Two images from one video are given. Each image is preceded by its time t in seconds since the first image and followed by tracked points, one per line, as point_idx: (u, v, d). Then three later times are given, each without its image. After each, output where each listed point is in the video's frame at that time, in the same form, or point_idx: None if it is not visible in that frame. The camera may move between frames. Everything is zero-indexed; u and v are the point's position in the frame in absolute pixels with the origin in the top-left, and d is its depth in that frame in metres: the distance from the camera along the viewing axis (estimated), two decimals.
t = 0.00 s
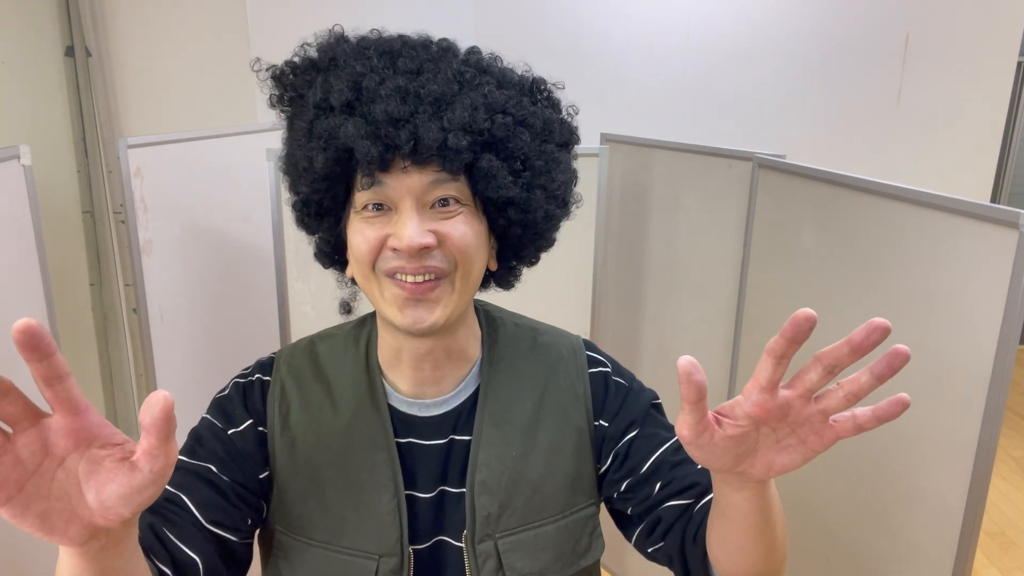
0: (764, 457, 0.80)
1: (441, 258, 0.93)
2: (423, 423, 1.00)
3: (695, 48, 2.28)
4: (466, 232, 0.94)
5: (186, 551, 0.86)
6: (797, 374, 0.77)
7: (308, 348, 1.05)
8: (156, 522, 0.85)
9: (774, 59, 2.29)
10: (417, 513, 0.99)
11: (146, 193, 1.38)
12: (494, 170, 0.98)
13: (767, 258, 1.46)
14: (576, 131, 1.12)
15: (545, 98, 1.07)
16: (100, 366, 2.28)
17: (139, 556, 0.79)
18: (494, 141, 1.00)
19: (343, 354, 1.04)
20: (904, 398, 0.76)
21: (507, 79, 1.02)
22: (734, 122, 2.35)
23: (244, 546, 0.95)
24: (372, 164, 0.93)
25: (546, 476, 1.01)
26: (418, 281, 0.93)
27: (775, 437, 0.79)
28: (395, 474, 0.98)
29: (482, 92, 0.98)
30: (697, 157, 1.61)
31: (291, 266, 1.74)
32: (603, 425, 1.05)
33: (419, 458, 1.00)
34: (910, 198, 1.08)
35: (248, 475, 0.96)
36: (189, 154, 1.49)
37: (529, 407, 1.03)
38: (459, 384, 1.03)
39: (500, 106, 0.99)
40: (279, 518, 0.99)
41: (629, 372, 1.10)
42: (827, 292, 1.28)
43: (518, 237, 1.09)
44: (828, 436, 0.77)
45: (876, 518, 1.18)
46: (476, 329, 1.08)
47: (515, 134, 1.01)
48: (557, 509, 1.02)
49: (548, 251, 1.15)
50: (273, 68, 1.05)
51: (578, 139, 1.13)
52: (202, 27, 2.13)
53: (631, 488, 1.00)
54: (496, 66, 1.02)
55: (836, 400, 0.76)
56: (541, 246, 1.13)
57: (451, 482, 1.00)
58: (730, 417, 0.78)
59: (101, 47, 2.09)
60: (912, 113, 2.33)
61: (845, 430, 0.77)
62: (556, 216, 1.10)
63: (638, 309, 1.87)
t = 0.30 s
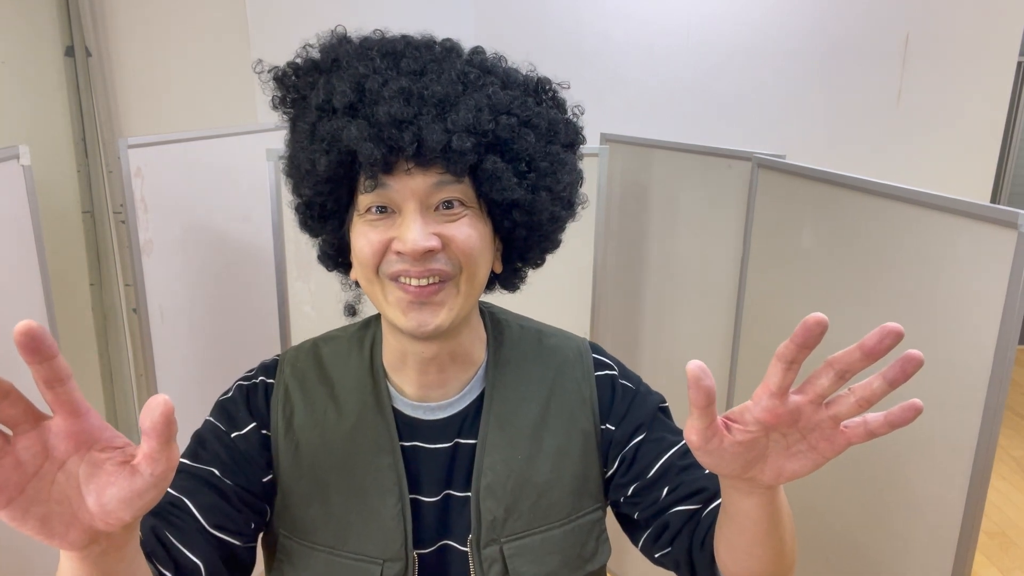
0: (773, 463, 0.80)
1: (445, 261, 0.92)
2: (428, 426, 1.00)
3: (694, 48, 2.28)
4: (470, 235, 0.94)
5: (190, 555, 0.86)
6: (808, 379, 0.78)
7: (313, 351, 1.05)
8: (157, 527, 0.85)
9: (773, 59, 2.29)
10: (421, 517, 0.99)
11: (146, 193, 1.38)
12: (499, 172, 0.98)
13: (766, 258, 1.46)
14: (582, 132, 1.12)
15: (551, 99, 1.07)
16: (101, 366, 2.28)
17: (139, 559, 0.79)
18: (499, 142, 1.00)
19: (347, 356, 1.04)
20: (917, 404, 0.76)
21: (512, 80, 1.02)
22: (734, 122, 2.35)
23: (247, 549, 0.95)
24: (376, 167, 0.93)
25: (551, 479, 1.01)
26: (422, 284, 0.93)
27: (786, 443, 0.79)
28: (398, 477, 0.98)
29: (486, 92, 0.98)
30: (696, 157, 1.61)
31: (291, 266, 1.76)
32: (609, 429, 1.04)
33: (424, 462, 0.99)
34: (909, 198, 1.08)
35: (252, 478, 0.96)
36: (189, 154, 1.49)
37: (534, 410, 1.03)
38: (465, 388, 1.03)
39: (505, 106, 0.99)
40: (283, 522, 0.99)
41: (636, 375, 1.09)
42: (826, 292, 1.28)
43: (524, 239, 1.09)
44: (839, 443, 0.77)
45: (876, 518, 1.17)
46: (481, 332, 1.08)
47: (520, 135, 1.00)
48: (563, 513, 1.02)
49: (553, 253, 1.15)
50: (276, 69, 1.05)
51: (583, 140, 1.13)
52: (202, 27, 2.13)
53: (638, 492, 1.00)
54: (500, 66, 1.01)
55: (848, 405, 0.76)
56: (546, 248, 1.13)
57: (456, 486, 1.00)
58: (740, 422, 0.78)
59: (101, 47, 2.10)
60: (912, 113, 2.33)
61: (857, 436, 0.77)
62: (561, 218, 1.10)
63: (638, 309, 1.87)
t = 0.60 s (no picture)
0: (785, 466, 0.80)
1: (448, 264, 0.92)
2: (432, 431, 0.99)
3: (696, 48, 2.27)
4: (474, 238, 0.93)
5: (191, 564, 0.87)
6: (821, 381, 0.77)
7: (315, 356, 1.05)
8: (160, 534, 0.86)
9: (773, 59, 2.29)
10: (426, 524, 0.98)
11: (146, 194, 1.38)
12: (503, 173, 0.97)
13: (767, 258, 1.46)
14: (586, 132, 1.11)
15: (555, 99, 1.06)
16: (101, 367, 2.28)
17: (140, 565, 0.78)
18: (503, 143, 0.99)
19: (350, 361, 1.04)
20: (930, 407, 0.75)
21: (516, 80, 1.01)
22: (735, 122, 2.35)
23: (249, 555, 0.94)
24: (379, 169, 0.92)
25: (557, 483, 1.00)
26: (425, 289, 0.92)
27: (799, 445, 0.79)
28: (403, 481, 0.97)
29: (490, 93, 0.97)
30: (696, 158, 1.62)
31: (291, 266, 1.68)
32: (617, 432, 1.04)
33: (429, 467, 0.98)
34: (908, 198, 1.08)
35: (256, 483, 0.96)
36: (189, 154, 1.48)
37: (541, 414, 1.02)
38: (469, 391, 1.02)
39: (508, 107, 0.98)
40: (288, 528, 0.98)
41: (642, 378, 1.09)
42: (826, 292, 1.28)
43: (528, 241, 1.09)
44: (851, 446, 0.77)
45: (878, 517, 1.17)
46: (486, 336, 1.07)
47: (524, 136, 1.00)
48: (570, 518, 1.01)
49: (557, 255, 1.15)
50: (277, 71, 1.04)
51: (587, 140, 1.12)
52: (202, 27, 2.13)
53: (646, 496, 1.00)
54: (503, 67, 1.01)
55: (861, 408, 0.76)
56: (550, 250, 1.13)
57: (461, 491, 0.99)
58: (752, 423, 0.78)
59: (101, 47, 2.09)
60: (911, 114, 2.34)
61: (869, 439, 0.76)
62: (565, 219, 1.09)
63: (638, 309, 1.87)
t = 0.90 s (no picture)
0: (800, 475, 0.74)
1: (454, 270, 0.89)
2: (436, 436, 0.94)
3: (696, 48, 2.27)
4: (481, 243, 0.91)
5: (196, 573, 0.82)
6: (837, 390, 0.72)
7: (319, 359, 0.99)
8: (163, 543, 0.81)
9: (773, 59, 2.29)
10: (433, 529, 0.92)
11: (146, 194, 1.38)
12: (510, 178, 0.95)
13: (767, 258, 1.46)
14: (595, 133, 1.09)
15: (562, 100, 1.04)
16: (101, 367, 2.28)
17: None
18: (509, 146, 0.97)
19: (355, 364, 0.98)
20: (950, 414, 0.71)
21: (523, 82, 0.99)
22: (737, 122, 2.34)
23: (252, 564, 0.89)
24: (383, 175, 0.90)
25: (567, 488, 0.94)
26: (430, 295, 0.90)
27: (814, 455, 0.73)
28: (409, 485, 0.91)
29: (496, 95, 0.94)
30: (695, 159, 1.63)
31: (291, 266, 1.67)
32: (625, 436, 0.97)
33: (434, 472, 0.93)
34: (908, 198, 1.08)
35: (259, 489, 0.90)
36: (189, 155, 1.48)
37: (551, 417, 0.96)
38: (477, 393, 0.97)
39: (515, 110, 0.96)
40: (291, 533, 0.93)
41: (650, 381, 1.03)
42: (826, 292, 1.28)
43: (535, 245, 1.07)
44: (869, 455, 0.72)
45: (880, 518, 1.16)
46: (491, 338, 1.02)
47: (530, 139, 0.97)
48: (578, 523, 0.95)
49: (565, 257, 1.13)
50: (278, 72, 1.01)
51: (595, 141, 1.10)
52: (202, 27, 2.13)
53: (655, 501, 0.93)
54: (510, 68, 0.98)
55: (879, 417, 0.70)
56: (558, 253, 1.11)
57: (467, 496, 0.93)
58: (765, 433, 0.73)
59: (101, 48, 2.10)
60: (911, 114, 2.34)
61: (887, 448, 0.71)
62: (573, 222, 1.07)
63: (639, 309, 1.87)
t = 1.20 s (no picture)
0: (809, 481, 0.74)
1: (463, 271, 0.89)
2: (442, 438, 0.94)
3: (697, 48, 2.27)
4: (490, 244, 0.91)
5: (202, 573, 0.82)
6: (848, 397, 0.72)
7: (326, 359, 0.99)
8: (171, 544, 0.81)
9: (772, 60, 2.29)
10: (438, 532, 0.93)
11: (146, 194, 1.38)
12: (520, 179, 0.95)
13: (767, 258, 1.46)
14: (605, 135, 1.09)
15: (573, 102, 1.04)
16: (101, 368, 2.28)
17: None
18: (519, 147, 0.97)
19: (362, 365, 0.99)
20: (961, 421, 0.71)
21: (533, 83, 0.99)
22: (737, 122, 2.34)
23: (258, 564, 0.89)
24: (393, 174, 0.90)
25: (573, 492, 0.94)
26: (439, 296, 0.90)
27: (825, 462, 0.74)
28: (414, 487, 0.91)
29: (507, 96, 0.95)
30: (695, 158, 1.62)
31: (291, 266, 1.67)
32: (632, 440, 0.97)
33: (440, 474, 0.93)
34: (909, 198, 1.08)
35: (266, 491, 0.90)
36: (189, 154, 1.48)
37: (557, 420, 0.96)
38: (483, 395, 0.97)
39: (526, 111, 0.96)
40: (296, 533, 0.93)
41: (657, 384, 1.02)
42: (826, 292, 1.28)
43: (543, 247, 1.07)
44: (879, 463, 0.72)
45: (880, 517, 1.17)
46: (499, 340, 1.02)
47: (540, 140, 0.97)
48: (584, 527, 0.95)
49: (573, 259, 1.12)
50: (289, 70, 1.01)
51: (605, 143, 1.10)
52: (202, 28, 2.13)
53: (661, 505, 0.93)
54: (521, 69, 0.98)
55: (890, 425, 0.71)
56: (566, 256, 1.10)
57: (472, 499, 0.93)
58: (776, 438, 0.73)
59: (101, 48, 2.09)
60: (911, 113, 2.34)
61: (898, 455, 0.71)
62: (581, 224, 1.07)
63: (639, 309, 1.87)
